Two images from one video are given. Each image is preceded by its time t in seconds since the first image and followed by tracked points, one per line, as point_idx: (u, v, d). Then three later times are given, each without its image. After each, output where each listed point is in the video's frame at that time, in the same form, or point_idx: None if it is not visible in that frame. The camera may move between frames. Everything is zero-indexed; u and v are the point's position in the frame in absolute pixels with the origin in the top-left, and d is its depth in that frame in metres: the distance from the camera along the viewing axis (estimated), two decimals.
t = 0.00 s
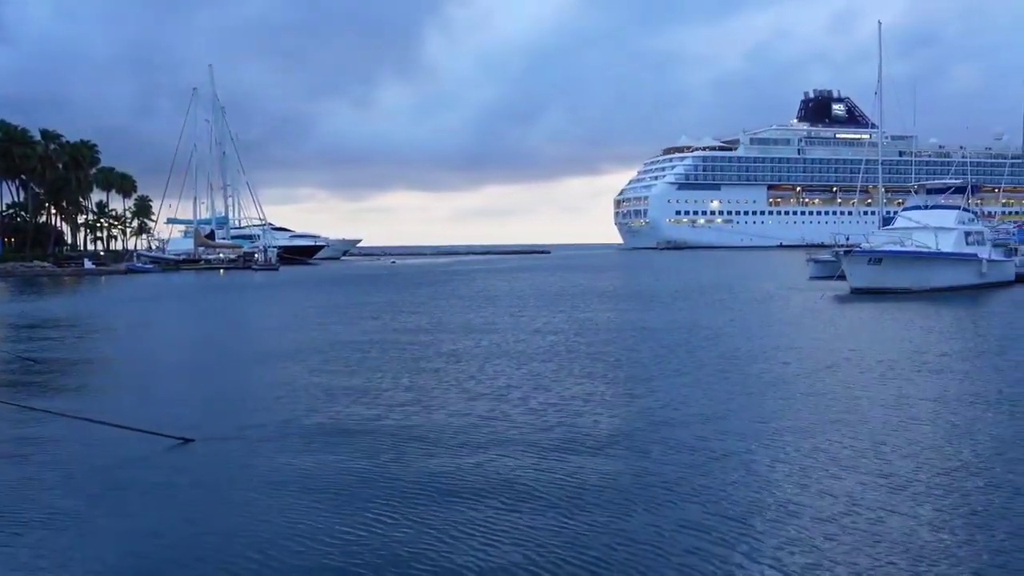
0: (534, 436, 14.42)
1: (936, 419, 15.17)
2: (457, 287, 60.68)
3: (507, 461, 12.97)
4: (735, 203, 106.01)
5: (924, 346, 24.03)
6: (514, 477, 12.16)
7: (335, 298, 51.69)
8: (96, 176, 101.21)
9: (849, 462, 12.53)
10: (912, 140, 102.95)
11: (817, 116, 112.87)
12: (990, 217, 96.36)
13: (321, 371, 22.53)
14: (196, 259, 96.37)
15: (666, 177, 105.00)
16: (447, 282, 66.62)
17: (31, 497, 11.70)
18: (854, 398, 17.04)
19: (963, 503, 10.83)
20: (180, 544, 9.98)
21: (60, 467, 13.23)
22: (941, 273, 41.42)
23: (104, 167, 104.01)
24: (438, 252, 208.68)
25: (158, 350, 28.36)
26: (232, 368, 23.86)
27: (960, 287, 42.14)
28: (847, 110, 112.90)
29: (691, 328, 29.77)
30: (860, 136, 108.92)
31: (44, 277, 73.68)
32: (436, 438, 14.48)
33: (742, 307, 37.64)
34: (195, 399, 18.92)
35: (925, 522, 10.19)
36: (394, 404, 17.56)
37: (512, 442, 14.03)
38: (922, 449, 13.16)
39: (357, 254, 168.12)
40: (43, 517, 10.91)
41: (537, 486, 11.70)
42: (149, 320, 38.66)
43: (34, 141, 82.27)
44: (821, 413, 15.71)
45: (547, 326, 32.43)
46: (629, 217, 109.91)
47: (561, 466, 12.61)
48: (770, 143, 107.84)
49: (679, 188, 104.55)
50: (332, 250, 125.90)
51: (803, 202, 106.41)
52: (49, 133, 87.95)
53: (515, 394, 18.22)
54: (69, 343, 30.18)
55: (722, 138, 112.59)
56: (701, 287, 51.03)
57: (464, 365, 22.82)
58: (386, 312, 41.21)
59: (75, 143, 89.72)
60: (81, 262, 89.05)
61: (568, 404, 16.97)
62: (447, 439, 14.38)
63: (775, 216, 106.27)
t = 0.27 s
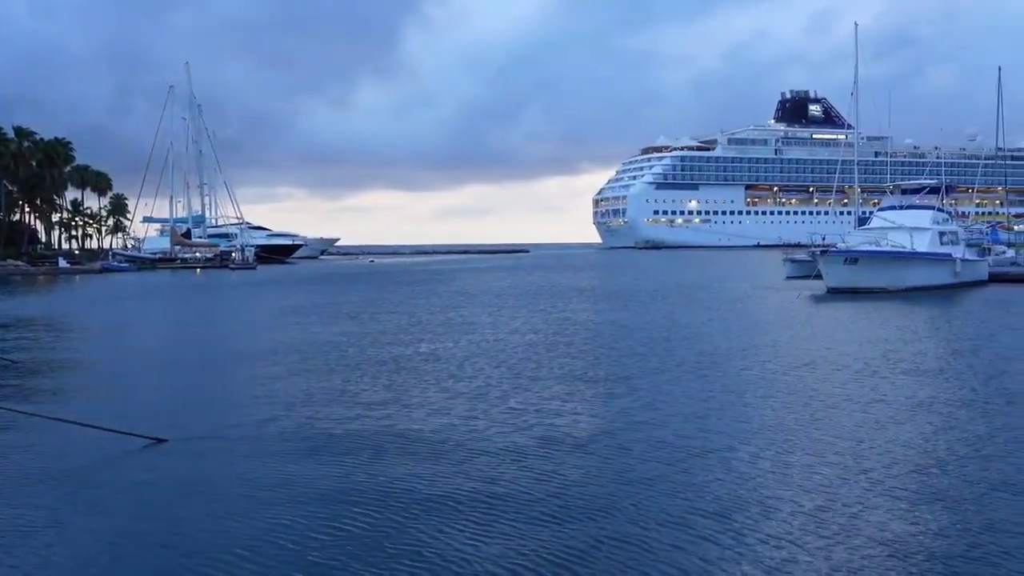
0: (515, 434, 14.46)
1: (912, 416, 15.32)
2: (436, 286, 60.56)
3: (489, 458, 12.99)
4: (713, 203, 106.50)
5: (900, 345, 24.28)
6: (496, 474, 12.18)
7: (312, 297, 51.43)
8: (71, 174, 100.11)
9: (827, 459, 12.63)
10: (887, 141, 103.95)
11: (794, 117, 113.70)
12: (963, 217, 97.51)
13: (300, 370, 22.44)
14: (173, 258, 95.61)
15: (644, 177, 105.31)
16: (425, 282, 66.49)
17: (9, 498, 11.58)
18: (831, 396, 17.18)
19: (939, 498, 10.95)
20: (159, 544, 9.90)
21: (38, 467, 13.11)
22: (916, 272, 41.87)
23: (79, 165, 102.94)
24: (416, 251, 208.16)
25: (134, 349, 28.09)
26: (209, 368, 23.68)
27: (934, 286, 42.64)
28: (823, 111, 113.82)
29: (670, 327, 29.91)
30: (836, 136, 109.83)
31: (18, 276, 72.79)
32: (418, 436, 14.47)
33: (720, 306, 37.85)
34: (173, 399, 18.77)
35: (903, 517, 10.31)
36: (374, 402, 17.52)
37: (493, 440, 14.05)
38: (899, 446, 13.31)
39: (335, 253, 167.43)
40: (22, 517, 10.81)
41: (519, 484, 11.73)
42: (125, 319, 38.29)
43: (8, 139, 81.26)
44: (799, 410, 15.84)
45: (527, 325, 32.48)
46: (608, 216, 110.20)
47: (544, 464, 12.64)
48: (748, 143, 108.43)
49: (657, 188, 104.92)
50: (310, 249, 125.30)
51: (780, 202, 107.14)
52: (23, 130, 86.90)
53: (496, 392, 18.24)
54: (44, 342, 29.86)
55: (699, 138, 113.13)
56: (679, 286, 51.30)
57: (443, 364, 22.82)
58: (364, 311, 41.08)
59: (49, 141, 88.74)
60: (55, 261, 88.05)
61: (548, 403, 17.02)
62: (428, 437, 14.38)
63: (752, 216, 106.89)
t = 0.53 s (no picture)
0: (496, 433, 14.44)
1: (892, 414, 15.43)
2: (416, 285, 60.41)
3: (472, 458, 12.96)
4: (694, 202, 106.86)
5: (878, 343, 24.46)
6: (479, 473, 12.16)
7: (292, 295, 51.19)
8: (48, 172, 99.13)
9: (811, 457, 12.69)
10: (866, 141, 104.73)
11: (774, 117, 114.30)
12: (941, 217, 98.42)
13: (280, 370, 22.31)
14: (151, 257, 94.86)
15: (625, 176, 105.56)
16: (406, 280, 66.33)
17: None
18: (812, 394, 17.27)
19: (921, 494, 11.04)
20: (141, 546, 9.81)
21: (16, 468, 12.96)
22: (894, 272, 42.18)
23: (56, 163, 101.93)
24: (397, 250, 207.56)
25: (112, 349, 27.84)
26: (189, 367, 23.48)
27: (912, 285, 43.01)
28: (803, 111, 114.51)
29: (650, 326, 29.97)
30: (815, 136, 110.53)
31: None
32: (401, 436, 14.41)
33: (700, 305, 37.97)
34: (152, 399, 18.59)
35: (885, 513, 10.39)
36: (356, 402, 17.45)
37: (476, 439, 14.03)
38: (880, 444, 13.38)
39: (316, 252, 166.68)
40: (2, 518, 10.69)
41: (504, 483, 11.70)
42: (103, 318, 37.95)
43: None
44: (781, 409, 15.92)
45: (508, 324, 32.44)
46: (589, 216, 110.38)
47: (527, 462, 12.64)
48: (727, 143, 108.82)
49: (638, 187, 105.18)
50: (290, 248, 124.73)
51: (761, 202, 107.66)
52: None
53: (477, 391, 18.21)
54: (21, 342, 29.52)
55: (680, 138, 113.51)
56: (660, 284, 51.45)
57: (424, 363, 22.73)
58: (345, 311, 40.90)
59: (26, 139, 87.81)
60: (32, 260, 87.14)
61: (531, 402, 17.02)
62: (411, 436, 14.33)
63: (732, 216, 107.35)
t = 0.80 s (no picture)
0: (477, 431, 14.47)
1: (870, 411, 15.55)
2: (395, 284, 60.28)
3: (453, 455, 12.99)
4: (672, 201, 107.30)
5: (854, 341, 24.65)
6: (461, 471, 12.19)
7: (271, 295, 50.93)
8: (22, 170, 97.98)
9: (790, 454, 12.75)
10: (841, 141, 105.56)
11: (751, 117, 114.96)
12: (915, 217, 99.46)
13: (260, 369, 22.21)
14: (127, 255, 94.00)
15: (604, 176, 105.82)
16: (384, 279, 66.15)
17: None
18: (790, 391, 17.44)
19: (897, 490, 11.15)
20: (118, 547, 9.70)
21: None
22: (869, 271, 42.59)
23: (30, 160, 100.77)
24: (375, 249, 206.82)
25: (88, 348, 27.59)
26: (166, 367, 23.31)
27: (886, 284, 43.42)
28: (779, 111, 115.24)
29: (629, 324, 30.11)
30: (792, 136, 111.31)
31: None
32: (381, 434, 14.41)
33: (679, 304, 38.16)
34: (130, 398, 18.47)
35: (862, 508, 10.53)
36: (336, 400, 17.42)
37: (458, 437, 14.06)
38: (857, 440, 13.53)
39: (294, 251, 165.82)
40: None
41: (486, 481, 11.74)
42: (78, 317, 37.58)
43: None
44: (759, 406, 16.06)
45: (487, 322, 32.44)
46: (567, 215, 110.57)
47: (509, 460, 12.69)
48: (705, 143, 109.36)
49: (617, 186, 105.48)
50: (267, 247, 124.03)
51: (738, 201, 108.29)
52: None
53: (457, 389, 18.23)
54: None
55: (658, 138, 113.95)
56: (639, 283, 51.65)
57: (404, 361, 22.73)
58: (324, 309, 40.76)
59: None
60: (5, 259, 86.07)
61: (511, 400, 17.06)
62: (392, 434, 14.33)
63: (710, 215, 107.89)
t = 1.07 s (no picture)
0: (459, 429, 14.51)
1: (847, 408, 15.71)
2: (375, 283, 60.20)
3: (435, 453, 13.02)
4: (650, 200, 107.70)
5: (831, 339, 24.88)
6: (443, 469, 12.23)
7: (249, 294, 50.69)
8: None
9: (770, 451, 12.87)
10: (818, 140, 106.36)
11: (728, 116, 115.59)
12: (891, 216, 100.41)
13: (239, 368, 22.15)
14: (102, 255, 93.19)
15: (582, 175, 106.06)
16: (363, 278, 66.08)
17: None
18: (768, 388, 17.60)
19: (875, 485, 11.30)
20: (101, 547, 9.68)
21: None
22: (846, 269, 42.98)
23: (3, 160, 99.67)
24: (353, 249, 206.10)
25: (65, 348, 27.40)
26: (144, 367, 23.18)
27: (863, 282, 43.84)
28: (757, 111, 115.92)
29: (609, 323, 30.25)
30: (769, 136, 112.01)
31: None
32: (363, 433, 14.43)
33: (658, 302, 38.34)
34: (109, 398, 18.36)
35: (839, 502, 10.67)
36: (317, 400, 17.41)
37: (439, 435, 14.09)
38: (834, 436, 13.70)
39: (272, 250, 164.96)
40: None
41: (468, 478, 11.78)
42: (55, 318, 37.26)
43: None
44: (738, 403, 16.20)
45: (467, 321, 32.47)
46: (546, 214, 110.75)
47: (490, 458, 12.74)
48: (683, 142, 109.85)
49: (595, 185, 105.75)
50: (245, 247, 123.33)
51: (716, 200, 108.88)
52: None
53: (438, 388, 18.25)
54: None
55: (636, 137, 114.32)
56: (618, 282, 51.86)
57: (385, 360, 22.74)
58: (303, 308, 40.64)
59: None
60: None
61: (492, 398, 17.12)
62: (373, 433, 14.35)
63: (688, 214, 108.41)
